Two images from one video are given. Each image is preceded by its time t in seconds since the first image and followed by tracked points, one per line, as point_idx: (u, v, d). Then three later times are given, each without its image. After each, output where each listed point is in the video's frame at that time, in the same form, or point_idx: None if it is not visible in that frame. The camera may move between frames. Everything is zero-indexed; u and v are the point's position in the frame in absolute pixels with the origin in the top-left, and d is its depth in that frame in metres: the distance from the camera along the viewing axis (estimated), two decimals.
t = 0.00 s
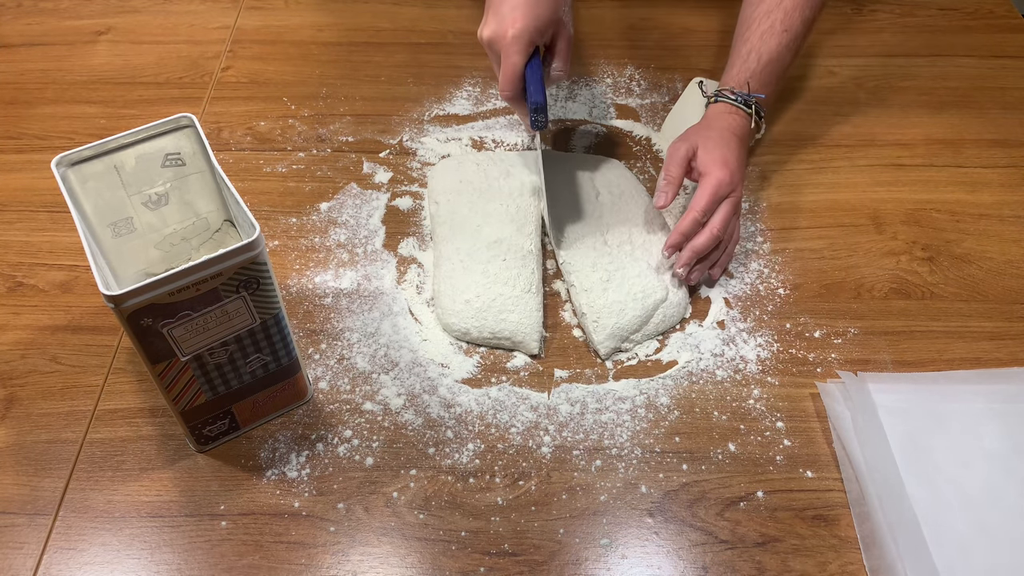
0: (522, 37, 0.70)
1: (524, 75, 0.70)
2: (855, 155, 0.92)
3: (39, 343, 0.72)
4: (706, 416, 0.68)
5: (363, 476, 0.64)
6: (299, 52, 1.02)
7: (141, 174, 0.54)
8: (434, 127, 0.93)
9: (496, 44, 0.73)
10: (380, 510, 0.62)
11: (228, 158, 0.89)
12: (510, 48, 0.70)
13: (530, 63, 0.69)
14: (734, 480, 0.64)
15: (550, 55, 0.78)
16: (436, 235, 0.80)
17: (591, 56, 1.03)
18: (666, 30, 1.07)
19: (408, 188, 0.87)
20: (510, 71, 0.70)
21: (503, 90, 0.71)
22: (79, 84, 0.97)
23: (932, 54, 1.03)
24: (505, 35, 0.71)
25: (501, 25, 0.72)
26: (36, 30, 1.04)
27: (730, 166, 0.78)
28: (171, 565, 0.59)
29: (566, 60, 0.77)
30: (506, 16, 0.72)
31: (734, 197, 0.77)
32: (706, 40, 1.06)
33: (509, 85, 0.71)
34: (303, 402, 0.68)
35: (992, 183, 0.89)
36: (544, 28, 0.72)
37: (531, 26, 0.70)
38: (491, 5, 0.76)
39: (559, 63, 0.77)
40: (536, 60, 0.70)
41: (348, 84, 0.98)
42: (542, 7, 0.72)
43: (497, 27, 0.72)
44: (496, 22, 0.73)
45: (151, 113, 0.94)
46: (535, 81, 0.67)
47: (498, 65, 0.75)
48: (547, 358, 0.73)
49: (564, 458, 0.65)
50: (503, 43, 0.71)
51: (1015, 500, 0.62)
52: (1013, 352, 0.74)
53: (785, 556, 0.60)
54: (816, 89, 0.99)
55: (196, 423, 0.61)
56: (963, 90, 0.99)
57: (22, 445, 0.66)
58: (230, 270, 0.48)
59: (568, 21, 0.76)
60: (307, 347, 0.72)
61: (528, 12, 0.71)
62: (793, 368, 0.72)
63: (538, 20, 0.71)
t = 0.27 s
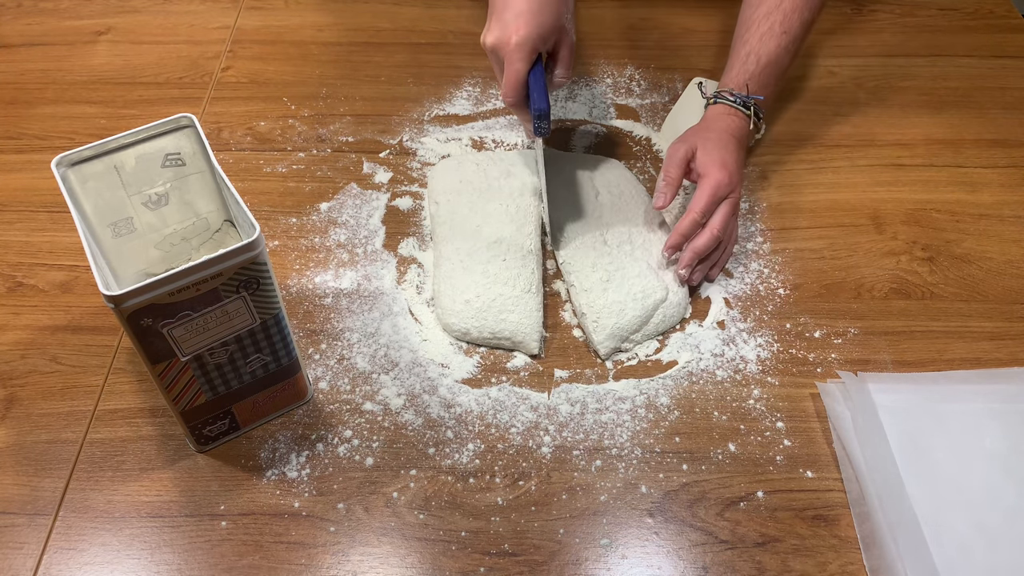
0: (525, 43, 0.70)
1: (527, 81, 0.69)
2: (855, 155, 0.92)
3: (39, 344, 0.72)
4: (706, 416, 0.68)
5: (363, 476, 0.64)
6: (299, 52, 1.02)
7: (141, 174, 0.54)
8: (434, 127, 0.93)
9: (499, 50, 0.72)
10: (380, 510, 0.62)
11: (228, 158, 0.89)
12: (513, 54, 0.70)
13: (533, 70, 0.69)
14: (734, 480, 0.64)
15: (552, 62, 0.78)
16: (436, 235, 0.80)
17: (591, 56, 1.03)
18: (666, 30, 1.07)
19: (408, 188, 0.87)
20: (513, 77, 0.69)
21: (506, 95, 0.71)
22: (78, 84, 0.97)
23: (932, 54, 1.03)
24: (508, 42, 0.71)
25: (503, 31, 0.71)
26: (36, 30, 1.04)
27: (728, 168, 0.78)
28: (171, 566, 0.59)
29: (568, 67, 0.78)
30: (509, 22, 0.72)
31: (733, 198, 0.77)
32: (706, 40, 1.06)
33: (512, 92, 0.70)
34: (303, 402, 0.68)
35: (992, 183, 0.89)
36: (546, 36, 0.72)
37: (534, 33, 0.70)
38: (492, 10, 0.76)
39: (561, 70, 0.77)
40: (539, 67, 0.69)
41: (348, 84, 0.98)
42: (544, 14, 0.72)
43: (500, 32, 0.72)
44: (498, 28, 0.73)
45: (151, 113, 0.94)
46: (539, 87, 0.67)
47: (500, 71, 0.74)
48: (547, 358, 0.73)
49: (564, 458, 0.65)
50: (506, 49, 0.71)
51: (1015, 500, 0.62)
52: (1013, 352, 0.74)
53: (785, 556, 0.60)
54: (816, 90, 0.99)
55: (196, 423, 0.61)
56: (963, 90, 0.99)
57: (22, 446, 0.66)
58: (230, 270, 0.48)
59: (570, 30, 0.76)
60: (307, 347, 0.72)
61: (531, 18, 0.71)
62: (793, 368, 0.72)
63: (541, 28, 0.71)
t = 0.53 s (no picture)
0: (530, 52, 0.70)
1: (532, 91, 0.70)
2: (856, 155, 0.92)
3: (39, 344, 0.72)
4: (706, 416, 0.68)
5: (363, 476, 0.64)
6: (299, 52, 1.02)
7: (141, 174, 0.54)
8: (434, 127, 0.93)
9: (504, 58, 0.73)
10: (380, 510, 0.62)
11: (228, 158, 0.89)
12: (518, 64, 0.70)
13: (538, 78, 0.69)
14: (734, 480, 0.64)
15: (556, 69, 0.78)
16: (436, 235, 0.80)
17: (591, 56, 1.03)
18: (666, 30, 1.07)
19: (408, 188, 0.87)
20: (518, 85, 0.69)
21: (511, 104, 0.71)
22: (78, 84, 0.97)
23: (932, 54, 1.03)
24: (514, 51, 0.71)
25: (509, 40, 0.72)
26: (36, 30, 1.04)
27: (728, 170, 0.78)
28: (171, 565, 0.59)
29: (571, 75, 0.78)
30: (514, 31, 0.72)
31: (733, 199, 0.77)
32: (706, 40, 1.06)
33: (517, 100, 0.70)
34: (303, 402, 0.68)
35: (993, 183, 0.89)
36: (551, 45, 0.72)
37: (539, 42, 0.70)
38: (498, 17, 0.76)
39: (565, 79, 0.78)
40: (544, 76, 0.70)
41: (348, 84, 0.98)
42: (549, 22, 0.72)
43: (505, 41, 0.72)
44: (503, 36, 0.73)
45: (152, 113, 0.94)
46: (543, 96, 0.67)
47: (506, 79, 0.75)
48: (547, 358, 0.73)
49: (564, 458, 0.65)
50: (511, 58, 0.71)
51: (1015, 501, 0.62)
52: (1013, 352, 0.74)
53: (785, 556, 0.60)
54: (816, 90, 0.99)
55: (196, 423, 0.61)
56: (963, 90, 0.99)
57: (22, 446, 0.66)
58: (230, 269, 0.48)
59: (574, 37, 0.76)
60: (307, 347, 0.72)
61: (536, 27, 0.71)
62: (793, 368, 0.72)
63: (546, 37, 0.71)
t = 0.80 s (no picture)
0: (531, 65, 0.70)
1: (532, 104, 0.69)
2: (856, 155, 0.92)
3: (39, 344, 0.72)
4: (706, 416, 0.68)
5: (364, 476, 0.64)
6: (299, 52, 1.02)
7: (141, 174, 0.54)
8: (434, 127, 0.93)
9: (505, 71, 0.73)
10: (380, 510, 0.62)
11: (228, 158, 0.89)
12: (519, 77, 0.70)
13: (539, 91, 0.69)
14: (734, 480, 0.64)
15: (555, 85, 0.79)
16: (436, 235, 0.80)
17: (592, 56, 1.03)
18: (666, 30, 1.07)
19: (408, 188, 0.87)
20: (519, 98, 0.69)
21: (510, 117, 0.71)
22: (78, 84, 0.97)
23: (932, 54, 1.03)
24: (515, 63, 0.71)
25: (510, 53, 0.72)
26: (36, 30, 1.04)
27: (727, 172, 0.78)
28: (171, 565, 0.59)
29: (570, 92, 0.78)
30: (516, 44, 0.72)
31: (733, 202, 0.77)
32: (706, 40, 1.06)
33: (517, 113, 0.70)
34: (303, 402, 0.68)
35: (993, 183, 0.89)
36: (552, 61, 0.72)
37: (541, 56, 0.71)
38: (499, 32, 0.76)
39: (565, 93, 0.78)
40: (545, 90, 0.70)
41: (348, 84, 0.98)
42: (550, 37, 0.72)
43: (507, 54, 0.72)
44: (505, 49, 0.73)
45: (152, 113, 0.94)
46: (544, 109, 0.67)
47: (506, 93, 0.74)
48: (547, 358, 0.73)
49: (564, 459, 0.65)
50: (512, 70, 0.71)
51: (1015, 501, 0.62)
52: (1013, 352, 0.74)
53: (785, 556, 0.60)
54: (817, 90, 0.99)
55: (196, 423, 0.61)
56: (963, 91, 0.99)
57: (22, 446, 0.66)
58: (230, 270, 0.48)
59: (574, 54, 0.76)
60: (307, 347, 0.72)
61: (538, 41, 0.71)
62: (793, 368, 0.72)
63: (547, 51, 0.71)
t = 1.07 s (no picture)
0: (536, 74, 0.70)
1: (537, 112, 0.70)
2: (856, 155, 0.92)
3: (39, 344, 0.72)
4: (706, 416, 0.68)
5: (364, 476, 0.64)
6: (299, 52, 1.02)
7: (141, 174, 0.54)
8: (434, 127, 0.93)
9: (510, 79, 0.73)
10: (380, 510, 0.62)
11: (228, 158, 0.89)
12: (524, 85, 0.70)
13: (543, 100, 0.69)
14: (734, 480, 0.64)
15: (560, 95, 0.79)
16: (436, 235, 0.80)
17: (592, 56, 1.03)
18: (667, 30, 1.07)
19: (408, 188, 0.87)
20: (524, 107, 0.69)
21: (515, 124, 0.71)
22: (78, 84, 0.97)
23: (932, 54, 1.03)
24: (520, 71, 0.71)
25: (515, 61, 0.72)
26: (36, 30, 1.04)
27: (728, 172, 0.78)
28: (171, 566, 0.59)
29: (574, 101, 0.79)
30: (521, 53, 0.72)
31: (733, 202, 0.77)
32: (706, 40, 1.06)
33: (522, 121, 0.70)
34: (303, 402, 0.68)
35: (993, 183, 0.89)
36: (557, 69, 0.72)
37: (546, 65, 0.71)
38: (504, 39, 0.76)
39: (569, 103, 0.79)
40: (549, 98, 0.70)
41: (348, 84, 0.98)
42: (554, 46, 0.72)
43: (512, 62, 0.72)
44: (510, 57, 0.73)
45: (152, 113, 0.94)
46: (549, 117, 0.67)
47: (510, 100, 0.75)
48: (547, 358, 0.73)
49: (564, 459, 0.65)
50: (517, 78, 0.71)
51: (1015, 501, 0.62)
52: (1013, 352, 0.74)
53: (785, 556, 0.60)
54: (817, 90, 0.99)
55: (196, 423, 0.61)
56: (963, 91, 0.99)
57: (22, 446, 0.66)
58: (230, 270, 0.48)
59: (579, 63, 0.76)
60: (307, 347, 0.72)
61: (543, 50, 0.71)
62: (793, 368, 0.72)
63: (552, 60, 0.71)
